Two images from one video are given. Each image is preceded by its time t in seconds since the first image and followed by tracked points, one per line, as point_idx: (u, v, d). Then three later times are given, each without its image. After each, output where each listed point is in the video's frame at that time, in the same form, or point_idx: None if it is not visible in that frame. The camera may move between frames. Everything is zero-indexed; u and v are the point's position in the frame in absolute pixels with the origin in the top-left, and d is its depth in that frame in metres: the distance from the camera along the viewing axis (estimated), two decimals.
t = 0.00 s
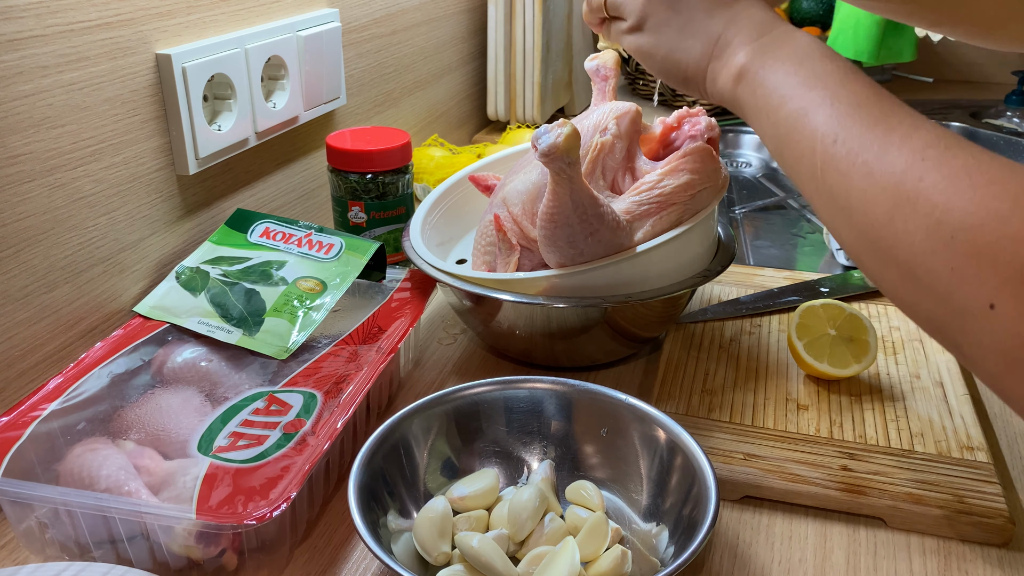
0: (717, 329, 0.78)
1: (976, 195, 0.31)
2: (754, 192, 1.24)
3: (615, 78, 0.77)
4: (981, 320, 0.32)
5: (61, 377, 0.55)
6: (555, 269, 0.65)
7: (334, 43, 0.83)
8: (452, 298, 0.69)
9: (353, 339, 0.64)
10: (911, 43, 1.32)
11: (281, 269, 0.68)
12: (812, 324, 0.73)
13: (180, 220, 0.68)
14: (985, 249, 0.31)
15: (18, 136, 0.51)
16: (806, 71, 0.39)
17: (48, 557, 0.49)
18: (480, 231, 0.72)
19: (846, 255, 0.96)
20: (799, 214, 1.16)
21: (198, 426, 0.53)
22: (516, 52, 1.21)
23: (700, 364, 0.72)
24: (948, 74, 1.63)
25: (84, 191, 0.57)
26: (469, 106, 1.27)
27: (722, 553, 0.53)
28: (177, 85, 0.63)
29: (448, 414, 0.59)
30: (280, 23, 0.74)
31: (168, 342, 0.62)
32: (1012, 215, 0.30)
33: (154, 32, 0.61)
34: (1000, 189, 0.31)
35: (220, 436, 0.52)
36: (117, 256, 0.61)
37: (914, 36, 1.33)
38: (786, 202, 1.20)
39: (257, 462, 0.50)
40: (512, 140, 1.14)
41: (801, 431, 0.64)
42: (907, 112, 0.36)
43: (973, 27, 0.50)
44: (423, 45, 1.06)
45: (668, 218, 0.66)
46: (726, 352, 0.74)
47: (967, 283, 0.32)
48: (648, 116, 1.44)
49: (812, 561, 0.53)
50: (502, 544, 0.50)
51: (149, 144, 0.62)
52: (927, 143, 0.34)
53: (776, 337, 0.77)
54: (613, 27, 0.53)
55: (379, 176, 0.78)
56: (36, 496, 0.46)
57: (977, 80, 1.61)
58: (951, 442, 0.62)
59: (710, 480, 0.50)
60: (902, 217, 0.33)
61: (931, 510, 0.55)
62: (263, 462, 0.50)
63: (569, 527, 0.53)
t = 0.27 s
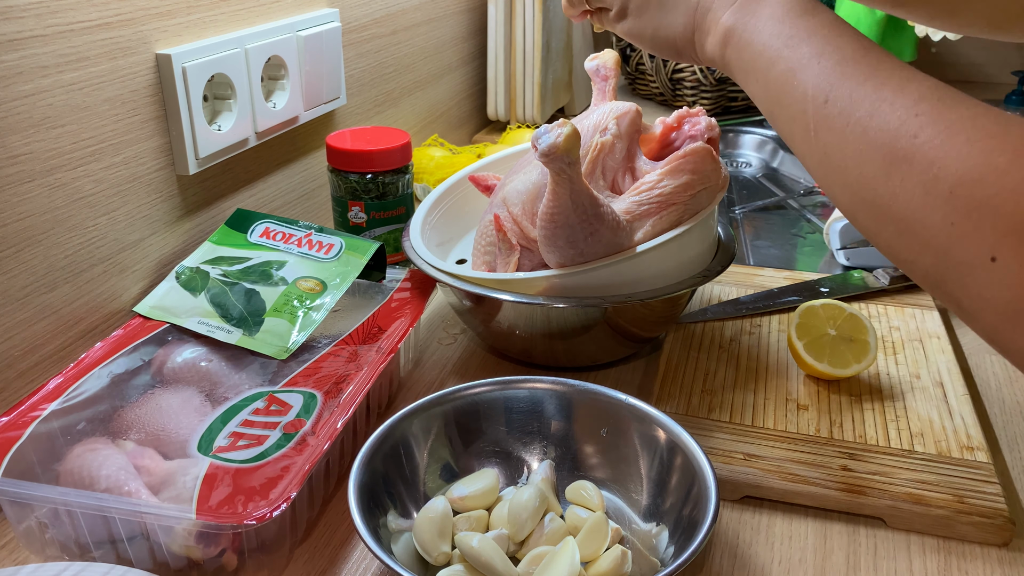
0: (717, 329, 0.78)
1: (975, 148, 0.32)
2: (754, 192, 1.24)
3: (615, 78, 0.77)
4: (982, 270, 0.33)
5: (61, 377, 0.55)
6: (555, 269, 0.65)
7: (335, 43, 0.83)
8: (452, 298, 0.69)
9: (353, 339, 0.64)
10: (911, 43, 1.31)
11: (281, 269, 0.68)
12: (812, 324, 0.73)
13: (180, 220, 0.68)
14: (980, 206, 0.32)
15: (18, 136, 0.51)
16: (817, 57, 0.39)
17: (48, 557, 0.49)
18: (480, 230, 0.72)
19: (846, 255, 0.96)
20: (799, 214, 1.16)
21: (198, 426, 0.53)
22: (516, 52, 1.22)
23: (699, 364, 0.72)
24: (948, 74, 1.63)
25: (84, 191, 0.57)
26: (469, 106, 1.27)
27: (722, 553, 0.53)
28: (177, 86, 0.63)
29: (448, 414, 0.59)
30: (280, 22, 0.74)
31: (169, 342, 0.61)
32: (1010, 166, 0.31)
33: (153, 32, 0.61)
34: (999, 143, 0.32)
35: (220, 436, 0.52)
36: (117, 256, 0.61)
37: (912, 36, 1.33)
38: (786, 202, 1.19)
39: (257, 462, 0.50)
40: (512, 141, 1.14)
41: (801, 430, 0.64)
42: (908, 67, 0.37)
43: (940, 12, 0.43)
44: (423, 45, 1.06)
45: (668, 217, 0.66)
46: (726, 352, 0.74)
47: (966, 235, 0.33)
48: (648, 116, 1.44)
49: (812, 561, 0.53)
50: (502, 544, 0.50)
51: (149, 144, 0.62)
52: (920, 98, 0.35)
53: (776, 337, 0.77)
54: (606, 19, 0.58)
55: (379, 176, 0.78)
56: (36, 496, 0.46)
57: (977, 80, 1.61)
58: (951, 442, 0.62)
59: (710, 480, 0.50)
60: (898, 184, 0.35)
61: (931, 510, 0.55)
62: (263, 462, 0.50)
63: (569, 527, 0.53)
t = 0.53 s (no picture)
0: (718, 329, 0.78)
1: (968, 168, 0.33)
2: (754, 192, 1.24)
3: (615, 78, 0.77)
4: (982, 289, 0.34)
5: (61, 377, 0.55)
6: (555, 269, 0.65)
7: (335, 43, 0.83)
8: (452, 298, 0.69)
9: (353, 339, 0.64)
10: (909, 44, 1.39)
11: (281, 269, 0.68)
12: (812, 324, 0.73)
13: (180, 220, 0.68)
14: (979, 224, 0.33)
15: (18, 136, 0.51)
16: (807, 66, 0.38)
17: (48, 557, 0.49)
18: (480, 230, 0.72)
19: (846, 255, 0.96)
20: (800, 214, 1.16)
21: (198, 426, 0.53)
22: (516, 52, 1.22)
23: (699, 364, 0.72)
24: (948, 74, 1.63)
25: (84, 191, 0.57)
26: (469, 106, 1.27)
27: (722, 553, 0.53)
28: (177, 86, 0.63)
29: (448, 414, 0.59)
30: (280, 23, 0.74)
31: (169, 342, 0.62)
32: (1003, 185, 0.33)
33: (153, 32, 0.61)
34: (990, 162, 0.33)
35: (220, 436, 0.52)
36: (117, 256, 0.61)
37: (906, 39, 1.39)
38: (786, 202, 1.19)
39: (258, 462, 0.50)
40: (512, 140, 1.14)
41: (801, 430, 0.64)
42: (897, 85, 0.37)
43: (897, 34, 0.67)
44: (423, 45, 1.06)
45: (668, 217, 0.66)
46: (726, 353, 0.74)
47: (964, 254, 0.34)
48: (648, 116, 1.44)
49: (812, 561, 0.53)
50: (502, 544, 0.50)
51: (149, 144, 0.62)
52: (909, 116, 0.35)
53: (776, 337, 0.77)
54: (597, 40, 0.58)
55: (379, 176, 0.78)
56: (36, 496, 0.46)
57: (977, 79, 1.61)
58: (951, 442, 0.62)
59: (710, 480, 0.50)
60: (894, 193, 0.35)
61: (931, 510, 0.55)
62: (263, 462, 0.50)
63: (569, 527, 0.53)
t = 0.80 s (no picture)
0: (718, 329, 0.78)
1: (959, 163, 0.34)
2: (754, 192, 1.24)
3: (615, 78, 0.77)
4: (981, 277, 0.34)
5: (61, 377, 0.55)
6: (555, 269, 0.65)
7: (335, 43, 0.83)
8: (452, 298, 0.69)
9: (353, 339, 0.64)
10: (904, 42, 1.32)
11: (281, 269, 0.68)
12: (813, 324, 0.73)
13: (180, 220, 0.68)
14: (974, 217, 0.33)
15: (18, 136, 0.51)
16: (798, 68, 0.38)
17: (48, 557, 0.49)
18: (480, 230, 0.72)
19: (846, 255, 0.97)
20: (800, 214, 1.16)
21: (198, 426, 0.53)
22: (516, 52, 1.22)
23: (700, 364, 0.72)
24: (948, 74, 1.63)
25: (84, 191, 0.57)
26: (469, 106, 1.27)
27: (722, 553, 0.53)
28: (177, 86, 0.63)
29: (448, 414, 0.59)
30: (280, 23, 0.74)
31: (168, 342, 0.61)
32: (995, 178, 0.33)
33: (153, 32, 0.61)
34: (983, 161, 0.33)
35: (220, 436, 0.52)
36: (117, 256, 0.61)
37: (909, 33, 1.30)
38: (787, 202, 1.20)
39: (257, 462, 0.50)
40: (512, 140, 1.14)
41: (802, 431, 0.64)
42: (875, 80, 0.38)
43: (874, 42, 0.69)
44: (423, 45, 1.06)
45: (667, 217, 0.66)
46: (726, 352, 0.74)
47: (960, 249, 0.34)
48: (648, 116, 1.44)
49: (812, 560, 0.53)
50: (502, 544, 0.50)
51: (149, 144, 0.62)
52: (894, 112, 0.35)
53: (776, 337, 0.77)
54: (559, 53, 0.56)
55: (379, 176, 0.78)
56: (36, 496, 0.46)
57: (977, 80, 1.61)
58: (951, 442, 0.62)
59: (710, 480, 0.50)
60: (885, 192, 0.35)
61: (931, 510, 0.55)
62: (263, 462, 0.50)
63: (569, 527, 0.53)
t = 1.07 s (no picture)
0: (718, 329, 0.78)
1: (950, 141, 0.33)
2: (754, 192, 1.24)
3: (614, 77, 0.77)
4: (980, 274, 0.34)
5: (61, 377, 0.55)
6: (555, 269, 0.65)
7: (335, 43, 0.83)
8: (452, 298, 0.69)
9: (353, 339, 0.64)
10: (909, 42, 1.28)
11: (281, 269, 0.68)
12: (813, 324, 0.73)
13: (180, 220, 0.68)
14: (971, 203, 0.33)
15: (18, 136, 0.51)
16: (783, 52, 0.38)
17: (48, 557, 0.49)
18: (480, 230, 0.72)
19: (846, 255, 0.96)
20: (799, 214, 1.16)
21: (198, 426, 0.53)
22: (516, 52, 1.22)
23: (700, 363, 0.72)
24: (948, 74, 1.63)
25: (84, 191, 0.57)
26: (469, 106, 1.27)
27: (722, 553, 0.53)
28: (177, 86, 0.63)
29: (448, 414, 0.59)
30: (280, 23, 0.74)
31: (168, 342, 0.61)
32: (993, 154, 0.32)
33: (153, 32, 0.61)
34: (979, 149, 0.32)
35: (221, 436, 0.52)
36: (117, 255, 0.61)
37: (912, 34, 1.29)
38: (787, 202, 1.20)
39: (257, 462, 0.50)
40: (512, 140, 1.14)
41: (803, 431, 0.63)
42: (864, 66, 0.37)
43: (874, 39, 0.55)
44: (423, 45, 1.06)
45: (668, 217, 0.66)
46: (726, 352, 0.74)
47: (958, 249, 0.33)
48: (648, 116, 1.44)
49: (812, 561, 0.53)
50: (502, 544, 0.50)
51: (149, 144, 0.62)
52: (882, 94, 0.35)
53: (776, 338, 0.77)
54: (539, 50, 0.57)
55: (379, 176, 0.78)
56: (36, 496, 0.46)
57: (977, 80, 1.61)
58: (952, 443, 0.62)
59: (710, 479, 0.50)
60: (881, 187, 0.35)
61: (932, 510, 0.55)
62: (263, 462, 0.50)
63: (569, 527, 0.53)
